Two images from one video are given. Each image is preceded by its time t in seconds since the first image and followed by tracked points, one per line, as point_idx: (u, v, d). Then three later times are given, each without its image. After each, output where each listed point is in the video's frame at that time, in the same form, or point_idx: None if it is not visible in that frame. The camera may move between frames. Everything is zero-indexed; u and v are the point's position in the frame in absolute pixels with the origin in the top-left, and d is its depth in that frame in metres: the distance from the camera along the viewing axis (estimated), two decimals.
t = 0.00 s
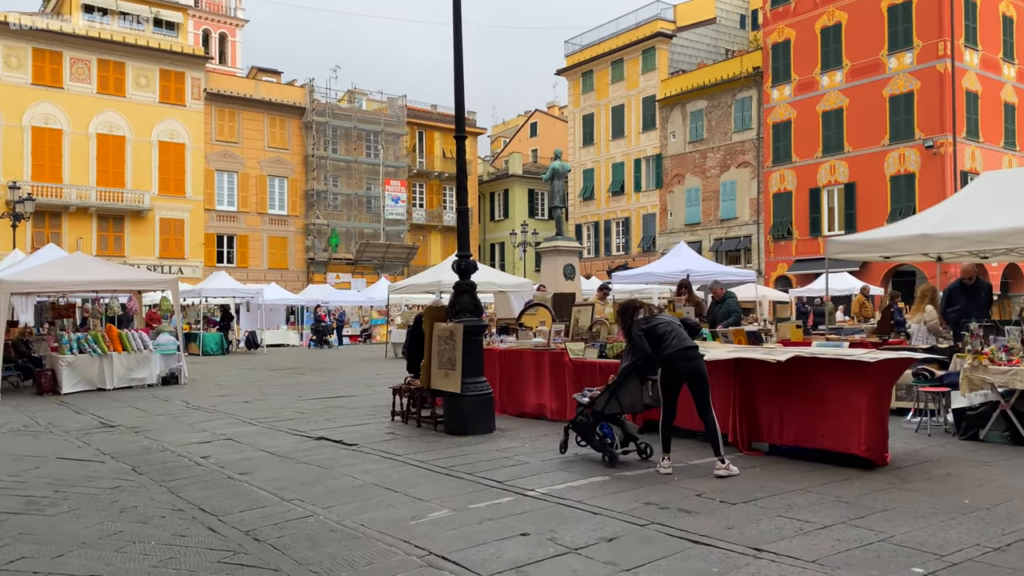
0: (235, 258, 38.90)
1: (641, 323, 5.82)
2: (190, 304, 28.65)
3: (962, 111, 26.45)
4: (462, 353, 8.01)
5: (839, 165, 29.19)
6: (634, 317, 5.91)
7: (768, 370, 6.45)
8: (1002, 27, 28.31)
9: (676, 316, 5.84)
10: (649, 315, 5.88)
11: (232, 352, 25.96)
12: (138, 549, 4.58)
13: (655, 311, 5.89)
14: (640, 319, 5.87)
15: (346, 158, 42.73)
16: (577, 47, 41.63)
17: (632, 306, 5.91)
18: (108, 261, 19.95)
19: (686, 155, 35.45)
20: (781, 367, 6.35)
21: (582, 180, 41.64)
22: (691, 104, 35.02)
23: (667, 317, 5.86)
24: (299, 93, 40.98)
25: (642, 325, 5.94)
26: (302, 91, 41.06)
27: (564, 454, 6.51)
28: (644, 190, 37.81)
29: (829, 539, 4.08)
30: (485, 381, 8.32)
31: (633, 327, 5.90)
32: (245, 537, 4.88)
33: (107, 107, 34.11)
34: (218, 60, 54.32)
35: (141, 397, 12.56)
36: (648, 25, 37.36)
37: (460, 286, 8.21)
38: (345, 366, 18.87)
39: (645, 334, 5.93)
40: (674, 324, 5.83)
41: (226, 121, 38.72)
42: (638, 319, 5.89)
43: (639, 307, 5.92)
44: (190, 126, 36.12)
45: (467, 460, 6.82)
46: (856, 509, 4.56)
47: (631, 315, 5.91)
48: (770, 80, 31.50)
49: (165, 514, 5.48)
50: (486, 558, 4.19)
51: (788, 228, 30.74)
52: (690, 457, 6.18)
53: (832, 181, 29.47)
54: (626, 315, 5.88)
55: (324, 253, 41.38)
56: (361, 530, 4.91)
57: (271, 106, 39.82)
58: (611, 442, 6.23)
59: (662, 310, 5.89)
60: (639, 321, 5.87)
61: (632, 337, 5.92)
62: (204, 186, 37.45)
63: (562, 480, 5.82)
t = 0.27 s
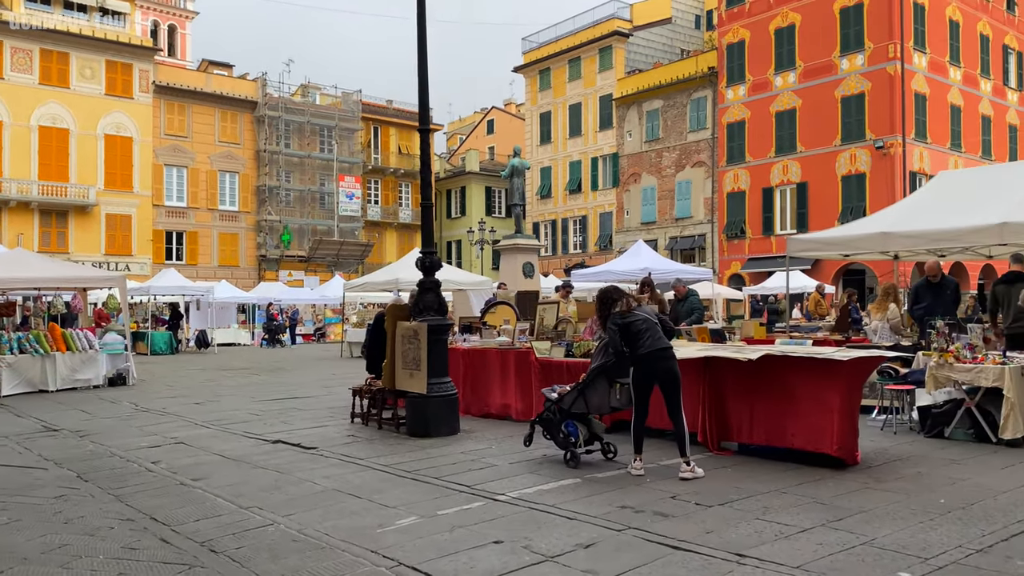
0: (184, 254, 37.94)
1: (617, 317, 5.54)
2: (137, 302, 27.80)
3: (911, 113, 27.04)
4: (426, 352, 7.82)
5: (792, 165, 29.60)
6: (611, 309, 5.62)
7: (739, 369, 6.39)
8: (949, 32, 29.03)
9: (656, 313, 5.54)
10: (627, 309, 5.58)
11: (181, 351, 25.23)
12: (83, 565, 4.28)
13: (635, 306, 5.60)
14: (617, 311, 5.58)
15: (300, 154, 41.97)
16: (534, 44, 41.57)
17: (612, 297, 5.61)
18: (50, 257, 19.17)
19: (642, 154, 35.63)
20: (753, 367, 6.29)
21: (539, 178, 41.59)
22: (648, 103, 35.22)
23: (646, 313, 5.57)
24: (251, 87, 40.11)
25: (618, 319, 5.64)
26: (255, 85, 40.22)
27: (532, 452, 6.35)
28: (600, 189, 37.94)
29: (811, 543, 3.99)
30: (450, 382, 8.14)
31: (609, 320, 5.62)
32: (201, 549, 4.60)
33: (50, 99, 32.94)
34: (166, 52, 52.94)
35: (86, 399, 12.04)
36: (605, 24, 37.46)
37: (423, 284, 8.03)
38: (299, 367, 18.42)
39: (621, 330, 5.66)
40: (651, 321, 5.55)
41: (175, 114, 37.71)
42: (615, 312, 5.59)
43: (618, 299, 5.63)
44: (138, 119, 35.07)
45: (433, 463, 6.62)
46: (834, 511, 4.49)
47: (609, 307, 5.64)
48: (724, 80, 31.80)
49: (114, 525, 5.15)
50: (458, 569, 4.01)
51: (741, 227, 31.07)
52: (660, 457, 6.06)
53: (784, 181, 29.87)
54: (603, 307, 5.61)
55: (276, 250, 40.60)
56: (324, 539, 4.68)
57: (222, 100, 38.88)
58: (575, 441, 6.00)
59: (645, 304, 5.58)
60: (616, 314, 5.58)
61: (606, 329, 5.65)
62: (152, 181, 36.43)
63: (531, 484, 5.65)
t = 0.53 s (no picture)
0: (135, 250, 36.92)
1: (602, 309, 5.29)
2: (85, 299, 26.93)
3: (865, 114, 27.51)
4: (390, 352, 7.61)
5: (749, 164, 29.88)
6: (598, 296, 5.36)
7: (711, 368, 6.31)
8: (901, 35, 29.59)
9: (643, 311, 5.31)
10: (616, 302, 5.32)
11: (132, 350, 24.50)
12: None
13: (624, 300, 5.34)
14: (603, 303, 5.32)
15: (255, 148, 41.15)
16: (494, 40, 41.37)
17: (604, 286, 5.33)
18: None
19: (602, 152, 35.69)
20: (725, 364, 6.22)
21: (499, 175, 41.42)
22: (607, 101, 35.28)
23: (634, 309, 5.31)
24: (204, 79, 39.19)
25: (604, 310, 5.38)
26: (208, 77, 39.32)
27: (503, 453, 6.20)
28: (560, 186, 37.94)
29: (793, 546, 3.90)
30: (415, 382, 7.93)
31: (594, 310, 5.36)
32: (156, 560, 4.35)
33: None
34: (116, 42, 51.48)
35: (30, 401, 11.53)
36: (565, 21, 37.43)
37: (388, 280, 7.81)
38: (255, 365, 17.98)
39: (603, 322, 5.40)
40: (637, 319, 5.30)
41: (125, 106, 36.65)
42: (603, 303, 5.33)
43: (610, 286, 5.35)
44: (86, 110, 34.01)
45: (399, 466, 6.41)
46: (813, 513, 4.42)
47: (597, 293, 5.37)
48: (683, 79, 32.00)
49: (60, 536, 4.86)
50: None
51: (700, 225, 31.31)
52: (634, 457, 5.95)
53: (742, 179, 30.15)
54: (591, 296, 5.34)
55: (230, 246, 39.74)
56: (288, 549, 4.45)
57: (174, 92, 37.92)
58: (546, 442, 5.86)
59: (634, 299, 5.33)
60: (602, 304, 5.33)
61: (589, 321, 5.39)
62: (101, 174, 35.37)
63: (502, 487, 5.48)
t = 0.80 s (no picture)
0: (87, 245, 35.87)
1: (588, 304, 5.14)
2: (34, 295, 26.04)
3: (825, 114, 27.87)
4: (356, 349, 7.38)
5: (711, 163, 30.08)
6: (587, 289, 5.20)
7: (686, 366, 6.21)
8: (860, 37, 30.02)
9: (631, 310, 5.16)
10: (607, 297, 5.15)
11: (84, 347, 23.75)
12: None
13: (616, 297, 5.17)
14: (590, 297, 5.17)
15: (212, 141, 40.28)
16: (456, 35, 41.08)
17: (597, 279, 5.17)
18: None
19: (566, 149, 35.63)
20: (700, 362, 6.12)
21: (462, 172, 41.15)
22: (571, 98, 35.23)
23: (621, 307, 5.15)
24: (160, 70, 38.25)
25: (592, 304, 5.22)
26: (164, 68, 38.38)
27: (475, 453, 6.03)
28: (524, 183, 37.81)
29: (781, 550, 3.80)
30: (382, 381, 7.71)
31: (582, 303, 5.20)
32: (111, 571, 4.09)
33: None
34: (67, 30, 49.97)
35: None
36: (529, 17, 37.28)
37: (354, 276, 7.58)
38: (212, 363, 17.50)
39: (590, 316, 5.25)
40: (623, 318, 5.14)
41: (77, 96, 35.57)
42: (591, 297, 5.17)
43: (600, 281, 5.17)
44: (35, 100, 32.88)
45: (367, 469, 6.20)
46: (797, 515, 4.33)
47: (586, 286, 5.20)
48: (646, 77, 32.08)
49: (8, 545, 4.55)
50: None
51: (663, 223, 31.43)
52: (610, 459, 5.83)
53: (704, 178, 30.33)
54: (580, 288, 5.19)
55: (187, 241, 38.86)
56: (253, 557, 4.22)
57: (128, 82, 36.90)
58: (522, 443, 5.69)
59: (626, 296, 5.17)
60: (590, 298, 5.17)
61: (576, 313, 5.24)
62: (51, 166, 34.26)
63: (477, 489, 5.31)
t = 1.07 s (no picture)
0: (43, 240, 34.91)
1: (578, 305, 5.01)
2: None
3: (790, 115, 28.13)
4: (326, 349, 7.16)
5: (678, 163, 30.19)
6: (576, 290, 5.07)
7: (668, 368, 6.11)
8: (825, 39, 30.35)
9: (620, 313, 5.05)
10: (597, 299, 5.03)
11: (39, 344, 23.06)
12: None
13: (605, 298, 5.05)
14: (580, 298, 5.04)
15: (173, 135, 39.46)
16: (423, 31, 40.71)
17: (587, 280, 5.03)
18: None
19: (534, 147, 35.51)
20: (681, 362, 6.01)
21: (428, 168, 40.84)
22: (539, 96, 35.09)
23: (611, 309, 5.03)
24: (119, 62, 37.36)
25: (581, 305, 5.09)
26: (124, 60, 37.48)
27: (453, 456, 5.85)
28: (492, 180, 37.66)
29: (772, 558, 3.71)
30: (353, 381, 7.50)
31: (571, 305, 5.07)
32: None
33: None
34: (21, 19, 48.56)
35: None
36: (497, 14, 37.07)
37: (325, 273, 7.36)
38: (174, 361, 17.06)
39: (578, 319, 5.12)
40: (612, 321, 5.03)
41: (32, 87, 34.56)
42: (582, 299, 5.04)
43: (590, 281, 5.03)
44: None
45: (340, 473, 6.00)
46: (785, 521, 4.24)
47: (576, 287, 5.07)
48: (614, 76, 32.09)
49: None
50: None
51: (630, 222, 31.50)
52: (591, 462, 5.71)
53: (671, 178, 30.46)
54: (570, 289, 5.06)
55: (147, 237, 38.05)
56: (223, 570, 4.02)
57: (86, 74, 35.94)
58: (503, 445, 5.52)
59: (615, 298, 5.05)
60: (580, 299, 5.04)
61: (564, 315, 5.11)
62: (5, 159, 33.24)
63: (456, 495, 5.14)
